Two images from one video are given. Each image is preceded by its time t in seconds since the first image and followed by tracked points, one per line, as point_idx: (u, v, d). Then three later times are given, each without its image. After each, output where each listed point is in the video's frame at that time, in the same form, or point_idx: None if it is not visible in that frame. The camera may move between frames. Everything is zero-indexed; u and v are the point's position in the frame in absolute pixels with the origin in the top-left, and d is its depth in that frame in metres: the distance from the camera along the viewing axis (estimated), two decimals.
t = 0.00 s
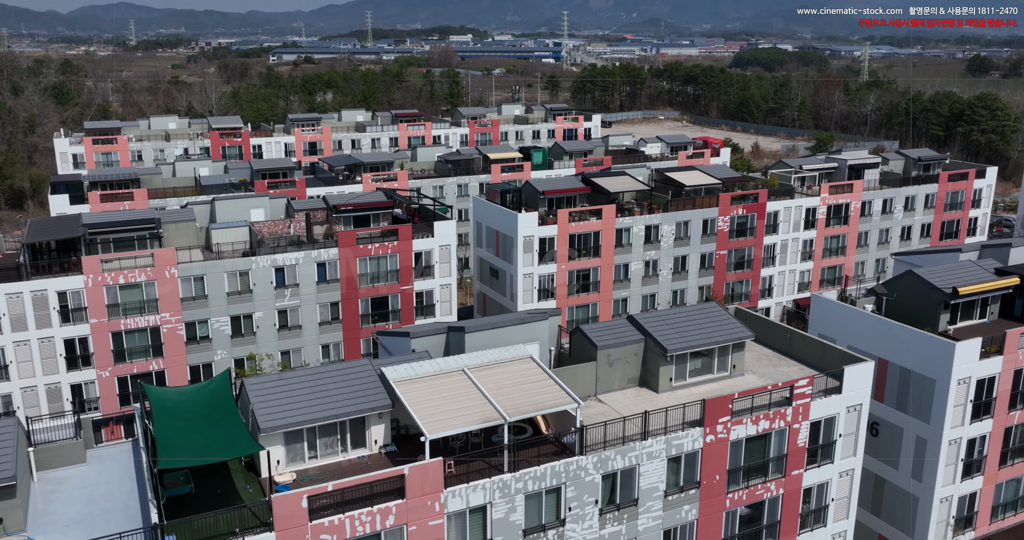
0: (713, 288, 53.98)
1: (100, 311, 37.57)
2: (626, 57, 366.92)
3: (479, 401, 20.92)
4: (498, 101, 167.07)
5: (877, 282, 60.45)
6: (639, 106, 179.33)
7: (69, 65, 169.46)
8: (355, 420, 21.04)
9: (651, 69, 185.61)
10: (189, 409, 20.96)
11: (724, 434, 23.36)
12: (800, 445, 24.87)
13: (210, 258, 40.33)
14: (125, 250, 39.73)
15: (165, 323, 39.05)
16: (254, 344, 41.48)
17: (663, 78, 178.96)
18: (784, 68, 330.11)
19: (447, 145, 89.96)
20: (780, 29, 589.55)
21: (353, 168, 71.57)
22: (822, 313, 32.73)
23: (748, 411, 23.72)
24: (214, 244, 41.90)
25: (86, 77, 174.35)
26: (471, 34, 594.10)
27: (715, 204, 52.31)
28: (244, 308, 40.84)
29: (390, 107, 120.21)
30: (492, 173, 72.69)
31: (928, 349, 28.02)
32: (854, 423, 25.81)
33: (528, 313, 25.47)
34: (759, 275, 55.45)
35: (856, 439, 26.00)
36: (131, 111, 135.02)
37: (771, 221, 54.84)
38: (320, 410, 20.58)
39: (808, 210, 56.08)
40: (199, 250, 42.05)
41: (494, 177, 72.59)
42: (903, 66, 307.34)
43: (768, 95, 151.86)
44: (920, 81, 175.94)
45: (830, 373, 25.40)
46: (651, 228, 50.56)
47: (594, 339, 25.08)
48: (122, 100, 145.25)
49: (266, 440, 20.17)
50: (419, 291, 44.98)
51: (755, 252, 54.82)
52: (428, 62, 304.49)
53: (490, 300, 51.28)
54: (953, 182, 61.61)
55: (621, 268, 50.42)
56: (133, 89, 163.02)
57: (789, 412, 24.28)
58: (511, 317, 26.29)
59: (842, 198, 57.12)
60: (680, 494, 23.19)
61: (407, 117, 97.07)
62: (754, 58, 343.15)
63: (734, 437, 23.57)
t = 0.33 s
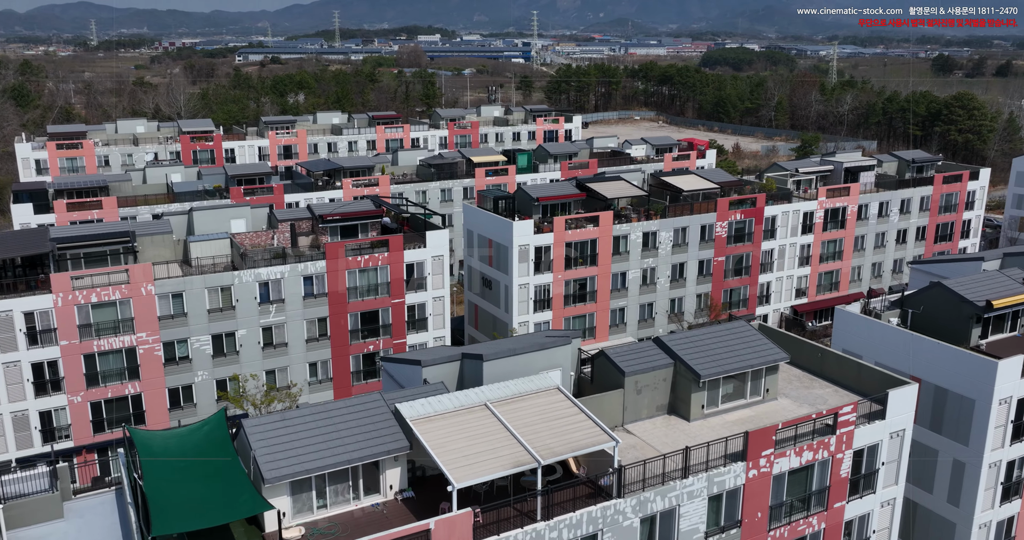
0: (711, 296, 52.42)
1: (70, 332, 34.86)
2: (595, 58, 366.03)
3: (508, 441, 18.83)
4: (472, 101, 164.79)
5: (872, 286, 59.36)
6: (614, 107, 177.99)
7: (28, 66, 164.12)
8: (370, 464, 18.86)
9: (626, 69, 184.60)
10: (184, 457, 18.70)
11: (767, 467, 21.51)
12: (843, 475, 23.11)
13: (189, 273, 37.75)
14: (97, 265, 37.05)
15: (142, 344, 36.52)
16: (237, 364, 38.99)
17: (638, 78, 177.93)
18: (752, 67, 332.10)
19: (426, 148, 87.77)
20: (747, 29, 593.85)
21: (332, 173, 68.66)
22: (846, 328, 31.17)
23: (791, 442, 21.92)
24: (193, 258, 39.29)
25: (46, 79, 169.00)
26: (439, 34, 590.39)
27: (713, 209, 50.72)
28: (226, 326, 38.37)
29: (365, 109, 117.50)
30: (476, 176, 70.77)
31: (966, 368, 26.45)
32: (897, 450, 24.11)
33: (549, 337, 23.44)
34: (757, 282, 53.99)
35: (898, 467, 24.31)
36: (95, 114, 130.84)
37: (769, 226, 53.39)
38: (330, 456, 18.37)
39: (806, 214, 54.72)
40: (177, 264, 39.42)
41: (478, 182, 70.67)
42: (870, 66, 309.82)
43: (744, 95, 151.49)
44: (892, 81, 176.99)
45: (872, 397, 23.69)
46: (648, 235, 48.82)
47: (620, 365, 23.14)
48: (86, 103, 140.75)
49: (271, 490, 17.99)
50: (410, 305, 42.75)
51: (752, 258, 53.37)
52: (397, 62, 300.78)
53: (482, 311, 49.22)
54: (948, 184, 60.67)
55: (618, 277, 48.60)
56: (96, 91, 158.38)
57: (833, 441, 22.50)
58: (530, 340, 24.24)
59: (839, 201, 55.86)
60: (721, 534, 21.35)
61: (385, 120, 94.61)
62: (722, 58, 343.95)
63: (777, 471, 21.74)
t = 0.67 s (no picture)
0: (709, 303, 50.85)
1: (37, 356, 32.08)
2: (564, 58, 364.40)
3: (545, 490, 16.74)
4: (445, 102, 162.28)
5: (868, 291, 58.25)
6: (588, 107, 176.44)
7: None
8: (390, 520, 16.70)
9: (599, 69, 183.29)
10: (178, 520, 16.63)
11: (820, 506, 19.70)
12: (894, 510, 21.41)
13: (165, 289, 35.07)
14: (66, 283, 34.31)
15: (115, 368, 33.89)
16: (219, 387, 36.50)
17: (612, 78, 176.74)
18: (719, 67, 333.66)
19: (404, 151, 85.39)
20: (713, 29, 597.41)
21: (309, 180, 65.87)
22: (873, 343, 29.59)
23: (844, 477, 20.11)
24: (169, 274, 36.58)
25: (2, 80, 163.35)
26: (406, 33, 585.53)
27: (711, 215, 49.13)
28: (207, 346, 35.81)
29: (338, 111, 114.66)
30: (459, 181, 68.87)
31: (1011, 388, 24.92)
32: (947, 479, 22.48)
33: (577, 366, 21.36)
34: (755, 288, 52.52)
35: (948, 498, 22.71)
36: (56, 118, 126.33)
37: (767, 231, 51.91)
38: (346, 514, 16.18)
39: (803, 219, 53.35)
40: (153, 281, 36.82)
41: (461, 186, 69.17)
42: (837, 65, 311.75)
43: (720, 95, 150.79)
44: (863, 80, 177.85)
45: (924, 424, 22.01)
46: (646, 242, 47.09)
47: (654, 395, 21.21)
48: (46, 105, 135.94)
49: None
50: (402, 319, 40.52)
51: (750, 264, 51.86)
52: (364, 61, 296.09)
53: (474, 323, 47.09)
54: (942, 185, 59.76)
55: (615, 286, 46.77)
56: (55, 92, 153.30)
57: (886, 474, 20.77)
58: (552, 369, 22.23)
59: (836, 205, 54.59)
60: None
61: (361, 122, 92.05)
62: (690, 57, 343.99)
63: (830, 510, 19.95)
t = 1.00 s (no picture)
0: (708, 312, 49.19)
1: None
2: (534, 58, 362.33)
3: None
4: (418, 103, 159.71)
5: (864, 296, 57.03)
6: (561, 108, 174.78)
7: None
8: None
9: (573, 69, 181.80)
10: None
11: None
12: None
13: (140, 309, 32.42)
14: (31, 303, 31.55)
15: (86, 396, 31.24)
16: (200, 414, 33.94)
17: (586, 79, 175.57)
18: (687, 67, 334.08)
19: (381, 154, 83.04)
20: (679, 29, 600.28)
21: (285, 186, 62.77)
22: (905, 361, 27.90)
23: (908, 520, 18.31)
24: (144, 293, 33.93)
25: None
26: (373, 34, 579.88)
27: (709, 221, 47.48)
28: (186, 370, 33.26)
29: (310, 113, 111.71)
30: (442, 186, 66.72)
31: None
32: (1007, 514, 20.78)
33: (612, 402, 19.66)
34: (753, 296, 50.99)
35: (1007, 533, 21.06)
36: (15, 123, 121.93)
37: (764, 237, 50.42)
38: None
39: (801, 224, 51.94)
40: (126, 300, 34.17)
41: (444, 191, 66.77)
42: (804, 65, 313.43)
43: (696, 95, 150.05)
44: (835, 81, 178.45)
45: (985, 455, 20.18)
46: (644, 250, 45.30)
47: (697, 432, 19.29)
48: (3, 108, 131.10)
49: None
50: (392, 336, 38.23)
51: (749, 271, 50.30)
52: (331, 61, 291.65)
53: (466, 337, 44.92)
54: (936, 188, 58.87)
55: (613, 296, 44.88)
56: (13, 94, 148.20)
57: (949, 514, 19.01)
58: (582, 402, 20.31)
59: (833, 209, 53.36)
60: None
61: (336, 124, 89.47)
62: (657, 57, 343.46)
63: None
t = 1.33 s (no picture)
0: (708, 322, 47.48)
1: None
2: (504, 57, 359.71)
3: None
4: (392, 104, 156.69)
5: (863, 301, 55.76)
6: (535, 109, 172.07)
7: None
8: None
9: (548, 70, 180.17)
10: None
11: None
12: None
13: (114, 333, 29.76)
14: None
15: (55, 430, 28.58)
16: (181, 444, 31.37)
17: (562, 79, 173.79)
18: (657, 67, 333.61)
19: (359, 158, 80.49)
20: (647, 29, 602.51)
21: (262, 193, 59.86)
22: (946, 385, 27.67)
23: None
24: (119, 315, 31.30)
25: None
26: (341, 33, 573.86)
27: (710, 228, 45.73)
28: (165, 398, 30.69)
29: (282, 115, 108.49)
30: (425, 191, 64.47)
31: None
32: None
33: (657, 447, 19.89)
34: (753, 304, 49.38)
35: None
36: None
37: (765, 243, 48.80)
38: None
39: (801, 229, 50.40)
40: (99, 323, 31.45)
41: (427, 197, 64.47)
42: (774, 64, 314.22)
43: (673, 96, 149.05)
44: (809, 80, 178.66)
45: None
46: (645, 259, 43.40)
47: (754, 478, 19.06)
48: None
49: None
50: (386, 356, 35.95)
51: (749, 279, 48.68)
52: (298, 62, 286.67)
53: (460, 353, 42.74)
54: (932, 191, 57.75)
55: (614, 308, 42.97)
56: None
57: None
58: (632, 445, 20.31)
59: (833, 213, 51.89)
60: None
61: (311, 127, 86.68)
62: (627, 58, 342.01)
63: None
